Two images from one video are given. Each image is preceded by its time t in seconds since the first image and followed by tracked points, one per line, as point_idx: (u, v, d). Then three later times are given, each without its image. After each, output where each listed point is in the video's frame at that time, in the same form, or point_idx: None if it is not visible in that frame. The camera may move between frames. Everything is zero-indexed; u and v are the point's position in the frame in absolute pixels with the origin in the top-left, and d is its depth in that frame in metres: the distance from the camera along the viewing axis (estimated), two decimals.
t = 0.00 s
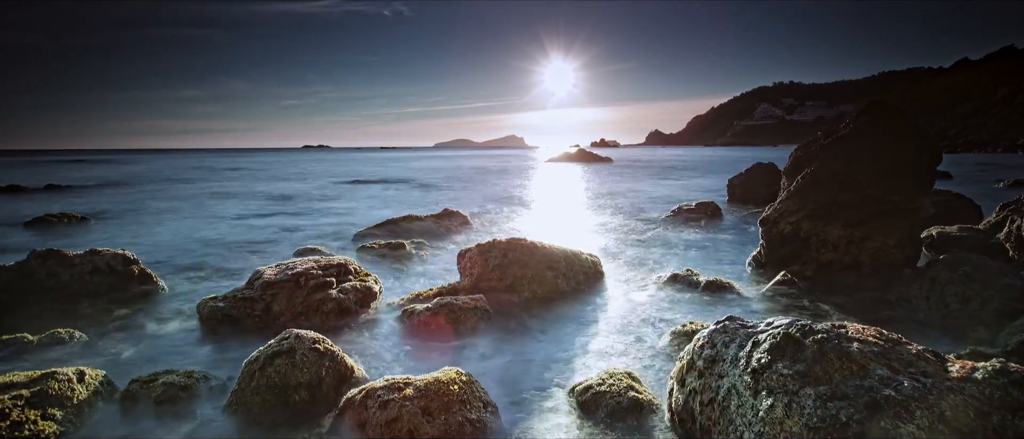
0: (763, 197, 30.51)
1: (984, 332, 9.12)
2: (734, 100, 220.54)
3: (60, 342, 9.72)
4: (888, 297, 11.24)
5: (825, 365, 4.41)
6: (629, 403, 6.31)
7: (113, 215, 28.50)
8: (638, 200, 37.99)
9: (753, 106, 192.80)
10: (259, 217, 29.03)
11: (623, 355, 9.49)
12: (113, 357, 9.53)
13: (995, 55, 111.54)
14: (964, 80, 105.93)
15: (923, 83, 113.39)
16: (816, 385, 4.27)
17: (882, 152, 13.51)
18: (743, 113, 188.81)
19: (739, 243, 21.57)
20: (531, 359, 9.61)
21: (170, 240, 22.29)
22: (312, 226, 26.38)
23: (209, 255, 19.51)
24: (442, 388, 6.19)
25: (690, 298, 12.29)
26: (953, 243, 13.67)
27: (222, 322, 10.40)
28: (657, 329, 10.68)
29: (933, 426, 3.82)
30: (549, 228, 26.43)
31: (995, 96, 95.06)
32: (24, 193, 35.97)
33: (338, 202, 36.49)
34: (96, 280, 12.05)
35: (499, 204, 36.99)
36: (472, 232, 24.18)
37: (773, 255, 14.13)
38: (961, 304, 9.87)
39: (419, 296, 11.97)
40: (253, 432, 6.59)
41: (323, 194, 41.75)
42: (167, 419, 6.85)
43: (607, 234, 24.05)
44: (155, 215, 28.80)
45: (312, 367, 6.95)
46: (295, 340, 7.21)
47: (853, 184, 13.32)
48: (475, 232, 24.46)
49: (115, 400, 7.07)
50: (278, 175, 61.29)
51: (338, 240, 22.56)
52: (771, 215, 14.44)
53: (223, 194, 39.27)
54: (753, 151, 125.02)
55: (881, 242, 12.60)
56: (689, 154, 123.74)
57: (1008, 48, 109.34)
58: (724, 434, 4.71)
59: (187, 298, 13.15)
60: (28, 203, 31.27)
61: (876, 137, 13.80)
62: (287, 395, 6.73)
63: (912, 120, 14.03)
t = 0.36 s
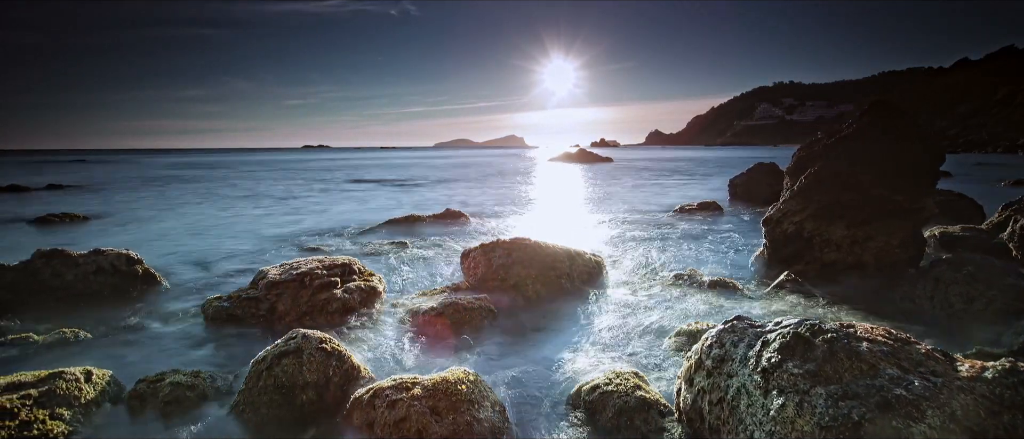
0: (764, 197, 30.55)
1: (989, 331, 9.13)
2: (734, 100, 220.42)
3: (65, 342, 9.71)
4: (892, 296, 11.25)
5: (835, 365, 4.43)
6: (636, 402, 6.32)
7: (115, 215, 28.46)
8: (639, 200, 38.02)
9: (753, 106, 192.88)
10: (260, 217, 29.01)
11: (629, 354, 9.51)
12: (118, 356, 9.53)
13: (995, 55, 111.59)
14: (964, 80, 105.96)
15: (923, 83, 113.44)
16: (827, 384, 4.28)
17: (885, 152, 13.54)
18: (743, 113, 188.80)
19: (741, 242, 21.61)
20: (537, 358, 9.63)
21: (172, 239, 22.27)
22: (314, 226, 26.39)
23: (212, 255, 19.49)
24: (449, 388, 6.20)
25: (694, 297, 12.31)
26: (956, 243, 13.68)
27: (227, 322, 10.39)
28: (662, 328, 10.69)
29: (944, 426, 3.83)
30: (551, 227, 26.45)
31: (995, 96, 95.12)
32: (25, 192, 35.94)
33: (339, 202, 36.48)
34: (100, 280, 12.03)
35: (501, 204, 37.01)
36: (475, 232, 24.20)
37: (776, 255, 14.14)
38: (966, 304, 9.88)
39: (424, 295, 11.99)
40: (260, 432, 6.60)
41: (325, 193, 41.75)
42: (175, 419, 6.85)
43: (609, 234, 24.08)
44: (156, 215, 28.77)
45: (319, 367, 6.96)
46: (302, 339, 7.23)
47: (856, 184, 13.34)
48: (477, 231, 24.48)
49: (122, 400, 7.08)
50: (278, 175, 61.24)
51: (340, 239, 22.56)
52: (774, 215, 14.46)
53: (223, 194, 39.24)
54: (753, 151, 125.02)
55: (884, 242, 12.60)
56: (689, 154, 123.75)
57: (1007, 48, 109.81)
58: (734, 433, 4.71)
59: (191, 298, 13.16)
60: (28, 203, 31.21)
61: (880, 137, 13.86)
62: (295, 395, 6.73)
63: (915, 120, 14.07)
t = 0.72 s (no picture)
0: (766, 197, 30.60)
1: (994, 331, 9.14)
2: (734, 100, 220.42)
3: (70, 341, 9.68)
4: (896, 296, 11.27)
5: (846, 364, 4.44)
6: (643, 402, 6.32)
7: (116, 215, 28.44)
8: (640, 200, 38.07)
9: (753, 106, 192.89)
10: (262, 217, 29.01)
11: (634, 354, 9.55)
12: (123, 357, 9.52)
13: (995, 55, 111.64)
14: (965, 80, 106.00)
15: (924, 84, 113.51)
16: (838, 384, 4.29)
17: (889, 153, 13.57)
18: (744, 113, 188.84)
19: (743, 242, 21.62)
20: (542, 358, 9.64)
21: (174, 239, 22.27)
22: (316, 226, 26.40)
23: (214, 255, 19.50)
24: (457, 387, 6.21)
25: (697, 297, 12.34)
26: (960, 243, 13.69)
27: (232, 321, 10.41)
28: (667, 329, 10.68)
29: (956, 424, 3.84)
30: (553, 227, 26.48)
31: (995, 96, 95.18)
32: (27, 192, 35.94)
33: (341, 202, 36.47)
34: (104, 279, 12.06)
35: (502, 204, 37.04)
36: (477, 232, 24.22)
37: (780, 255, 14.16)
38: (970, 303, 9.88)
39: (428, 295, 12.00)
40: (268, 432, 6.60)
41: (326, 193, 41.77)
42: (182, 418, 6.86)
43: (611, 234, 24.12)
44: (157, 215, 28.74)
45: (327, 366, 6.98)
46: (310, 339, 7.25)
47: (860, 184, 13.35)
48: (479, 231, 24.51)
49: (128, 400, 7.09)
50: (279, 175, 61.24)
51: (342, 239, 22.59)
52: (778, 215, 14.47)
53: (224, 194, 39.21)
54: (753, 151, 125.01)
55: (888, 242, 12.61)
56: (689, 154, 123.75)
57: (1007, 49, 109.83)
58: (744, 432, 4.71)
59: (195, 298, 13.17)
60: (30, 203, 31.19)
61: (884, 138, 13.91)
62: (302, 394, 6.73)
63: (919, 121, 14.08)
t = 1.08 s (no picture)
0: (767, 197, 30.62)
1: (999, 330, 9.14)
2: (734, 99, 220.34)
3: (75, 341, 9.69)
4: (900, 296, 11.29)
5: (856, 363, 4.45)
6: (651, 401, 6.34)
7: (118, 215, 28.43)
8: (641, 200, 38.11)
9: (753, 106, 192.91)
10: (264, 217, 29.01)
11: (639, 353, 9.54)
12: (129, 356, 9.53)
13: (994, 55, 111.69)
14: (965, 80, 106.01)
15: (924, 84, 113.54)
16: (849, 383, 4.30)
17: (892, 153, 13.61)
18: (744, 113, 188.85)
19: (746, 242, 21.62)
20: (547, 357, 9.65)
21: (176, 239, 22.28)
22: (318, 225, 26.41)
23: (217, 254, 19.50)
24: (465, 387, 6.23)
25: (701, 297, 12.36)
26: (963, 242, 13.68)
27: (237, 321, 10.42)
28: (672, 328, 10.69)
29: (967, 423, 3.84)
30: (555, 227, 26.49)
31: (995, 96, 95.23)
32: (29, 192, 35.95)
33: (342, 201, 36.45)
34: (109, 279, 12.05)
35: (503, 203, 37.05)
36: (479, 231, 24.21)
37: (783, 255, 14.16)
38: (975, 302, 9.89)
39: (432, 295, 12.01)
40: (275, 431, 6.61)
41: (328, 193, 41.77)
42: (189, 416, 6.86)
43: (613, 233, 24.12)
44: (160, 214, 28.76)
45: (334, 366, 6.99)
46: (317, 339, 7.26)
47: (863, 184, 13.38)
48: (480, 231, 24.54)
49: (136, 399, 7.10)
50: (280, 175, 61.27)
51: (344, 239, 22.61)
52: (781, 215, 14.48)
53: (225, 194, 39.23)
54: (753, 151, 125.02)
55: (891, 242, 12.62)
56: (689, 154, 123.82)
57: (1007, 49, 109.82)
58: (754, 431, 4.73)
59: (199, 298, 13.18)
60: (31, 203, 31.18)
61: (886, 138, 13.96)
62: (309, 393, 6.74)
63: (921, 121, 14.13)
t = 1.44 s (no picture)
0: (769, 197, 30.65)
1: (1003, 330, 9.16)
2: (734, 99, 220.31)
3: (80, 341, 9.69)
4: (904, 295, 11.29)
5: (866, 363, 4.46)
6: (658, 401, 6.36)
7: (119, 214, 28.41)
8: (642, 200, 38.14)
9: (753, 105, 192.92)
10: (265, 216, 29.02)
11: (644, 352, 9.56)
12: (134, 355, 9.55)
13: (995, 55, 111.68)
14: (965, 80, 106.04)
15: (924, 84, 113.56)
16: (860, 382, 4.31)
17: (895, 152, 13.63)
18: (744, 112, 188.81)
19: (747, 242, 21.65)
20: (552, 356, 9.67)
21: (178, 238, 22.27)
22: (319, 225, 26.42)
23: (220, 253, 19.52)
24: (473, 387, 6.23)
25: (704, 296, 12.40)
26: (965, 242, 13.70)
27: (242, 321, 10.43)
28: (676, 327, 10.71)
29: (979, 423, 3.85)
30: (557, 227, 26.50)
31: (995, 96, 95.26)
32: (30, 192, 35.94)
33: (343, 201, 36.45)
34: (112, 279, 12.07)
35: (505, 203, 37.09)
36: (481, 231, 24.23)
37: (786, 255, 14.18)
38: (979, 302, 9.91)
39: (437, 294, 12.02)
40: (283, 430, 6.62)
41: (329, 193, 41.78)
42: (197, 416, 6.87)
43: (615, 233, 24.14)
44: (162, 214, 28.78)
45: (341, 366, 7.00)
46: (323, 338, 7.26)
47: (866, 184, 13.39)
48: (482, 230, 24.55)
49: (143, 398, 7.12)
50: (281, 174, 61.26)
51: (347, 238, 22.62)
52: (784, 214, 14.48)
53: (227, 193, 39.26)
54: (753, 151, 125.06)
55: (894, 242, 12.63)
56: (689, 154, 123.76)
57: (1007, 50, 109.84)
58: (763, 431, 4.73)
59: (203, 297, 13.19)
60: (32, 202, 31.16)
61: (888, 138, 13.99)
62: (317, 393, 6.75)
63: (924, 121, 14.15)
